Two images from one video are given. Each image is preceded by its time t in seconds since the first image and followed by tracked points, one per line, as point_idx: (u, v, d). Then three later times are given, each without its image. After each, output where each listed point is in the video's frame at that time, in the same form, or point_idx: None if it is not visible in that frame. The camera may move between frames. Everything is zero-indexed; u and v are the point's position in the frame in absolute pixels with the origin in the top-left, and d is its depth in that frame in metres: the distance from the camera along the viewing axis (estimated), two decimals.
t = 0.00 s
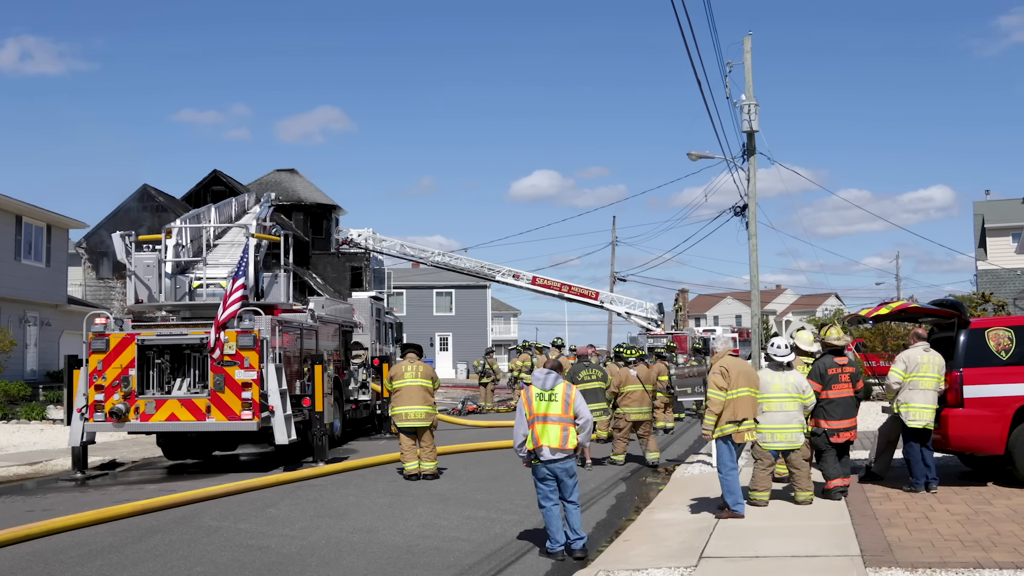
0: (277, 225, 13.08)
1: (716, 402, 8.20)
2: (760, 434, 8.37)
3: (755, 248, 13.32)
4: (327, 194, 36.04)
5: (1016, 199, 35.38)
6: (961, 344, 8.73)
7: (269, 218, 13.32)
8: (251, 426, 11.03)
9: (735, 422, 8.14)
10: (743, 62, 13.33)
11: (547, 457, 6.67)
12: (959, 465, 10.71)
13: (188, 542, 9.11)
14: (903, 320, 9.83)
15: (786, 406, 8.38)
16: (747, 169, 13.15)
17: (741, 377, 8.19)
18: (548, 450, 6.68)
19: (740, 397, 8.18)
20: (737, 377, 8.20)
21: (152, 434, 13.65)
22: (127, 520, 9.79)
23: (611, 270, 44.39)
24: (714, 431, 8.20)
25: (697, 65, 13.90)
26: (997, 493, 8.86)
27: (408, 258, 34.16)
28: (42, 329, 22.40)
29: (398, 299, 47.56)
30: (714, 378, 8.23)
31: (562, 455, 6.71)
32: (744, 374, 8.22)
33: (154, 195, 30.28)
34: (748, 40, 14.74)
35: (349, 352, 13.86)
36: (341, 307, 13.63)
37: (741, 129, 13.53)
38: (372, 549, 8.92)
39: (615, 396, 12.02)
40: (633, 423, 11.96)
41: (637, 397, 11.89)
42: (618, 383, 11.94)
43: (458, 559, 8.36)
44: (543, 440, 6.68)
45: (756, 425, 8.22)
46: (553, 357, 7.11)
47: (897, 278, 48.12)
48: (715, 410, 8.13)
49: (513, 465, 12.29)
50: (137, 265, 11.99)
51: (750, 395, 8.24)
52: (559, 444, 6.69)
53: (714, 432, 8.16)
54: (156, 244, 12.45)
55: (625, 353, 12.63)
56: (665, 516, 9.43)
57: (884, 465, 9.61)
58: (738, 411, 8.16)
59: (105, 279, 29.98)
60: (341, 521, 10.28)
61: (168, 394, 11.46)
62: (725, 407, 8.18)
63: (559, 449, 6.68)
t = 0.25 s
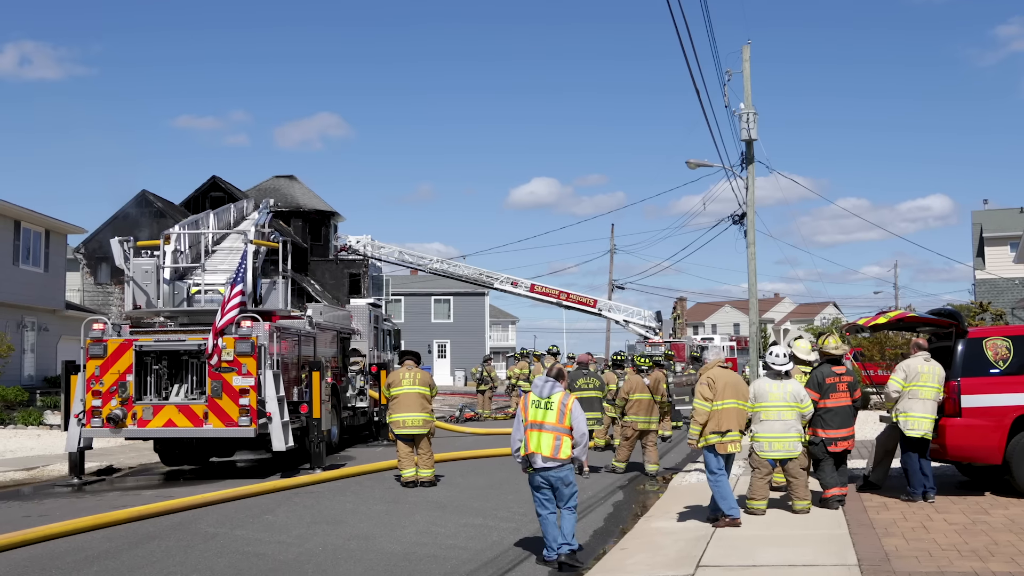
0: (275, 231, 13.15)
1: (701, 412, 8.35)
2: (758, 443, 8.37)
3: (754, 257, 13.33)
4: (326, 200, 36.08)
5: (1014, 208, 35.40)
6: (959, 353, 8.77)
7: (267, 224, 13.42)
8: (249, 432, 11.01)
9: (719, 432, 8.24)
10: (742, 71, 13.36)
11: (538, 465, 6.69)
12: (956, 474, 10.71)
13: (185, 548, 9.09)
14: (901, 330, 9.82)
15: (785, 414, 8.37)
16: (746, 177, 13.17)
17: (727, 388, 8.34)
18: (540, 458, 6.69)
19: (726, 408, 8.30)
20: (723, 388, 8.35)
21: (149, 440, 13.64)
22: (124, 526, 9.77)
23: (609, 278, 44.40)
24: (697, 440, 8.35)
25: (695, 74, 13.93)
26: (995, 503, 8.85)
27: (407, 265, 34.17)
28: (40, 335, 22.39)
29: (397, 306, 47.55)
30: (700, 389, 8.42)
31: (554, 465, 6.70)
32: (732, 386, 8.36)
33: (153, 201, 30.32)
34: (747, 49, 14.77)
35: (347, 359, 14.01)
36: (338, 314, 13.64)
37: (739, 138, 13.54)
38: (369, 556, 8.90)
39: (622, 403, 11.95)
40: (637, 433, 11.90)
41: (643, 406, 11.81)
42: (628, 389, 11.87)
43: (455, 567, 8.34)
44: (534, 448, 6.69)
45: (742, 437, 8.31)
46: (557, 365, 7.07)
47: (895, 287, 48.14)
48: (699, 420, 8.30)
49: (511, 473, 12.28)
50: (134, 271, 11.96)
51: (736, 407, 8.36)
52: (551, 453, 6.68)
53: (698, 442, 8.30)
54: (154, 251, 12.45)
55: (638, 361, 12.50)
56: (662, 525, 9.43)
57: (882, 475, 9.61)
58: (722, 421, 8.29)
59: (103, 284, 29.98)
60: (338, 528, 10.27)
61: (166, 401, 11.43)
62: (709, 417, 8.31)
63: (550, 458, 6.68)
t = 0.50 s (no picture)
0: (274, 235, 13.17)
1: (692, 415, 8.54)
2: (757, 446, 8.38)
3: (753, 260, 13.34)
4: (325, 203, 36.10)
5: (1013, 212, 35.43)
6: (958, 357, 8.76)
7: (267, 228, 13.44)
8: (247, 435, 11.01)
9: (709, 433, 8.45)
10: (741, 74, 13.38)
11: (535, 468, 6.69)
12: (955, 478, 10.71)
13: (184, 551, 9.09)
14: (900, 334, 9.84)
15: (784, 418, 8.37)
16: (745, 181, 13.18)
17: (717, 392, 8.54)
18: (537, 461, 6.70)
19: (716, 410, 8.51)
20: (713, 391, 8.57)
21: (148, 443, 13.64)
22: (123, 529, 9.77)
23: (609, 281, 44.40)
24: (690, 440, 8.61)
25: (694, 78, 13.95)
26: (994, 506, 8.86)
27: (406, 268, 34.17)
28: (40, 338, 22.40)
29: (396, 309, 47.56)
30: (692, 392, 8.59)
31: (552, 469, 6.69)
32: (721, 390, 8.58)
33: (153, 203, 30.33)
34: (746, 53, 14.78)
35: (347, 362, 13.98)
36: (338, 317, 13.65)
37: (739, 141, 13.55)
38: (369, 559, 8.90)
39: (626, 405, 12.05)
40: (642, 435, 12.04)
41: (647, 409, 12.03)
42: (631, 392, 11.96)
43: (454, 570, 8.34)
44: (532, 451, 6.71)
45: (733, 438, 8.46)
46: (561, 370, 7.08)
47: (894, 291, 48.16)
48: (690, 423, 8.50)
49: (510, 476, 12.29)
50: (134, 274, 12.03)
51: (727, 409, 8.55)
52: (549, 457, 6.68)
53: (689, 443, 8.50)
54: (154, 254, 12.49)
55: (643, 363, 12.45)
56: (661, 528, 9.43)
57: (881, 478, 9.62)
58: (712, 422, 8.50)
59: (102, 288, 29.98)
60: (336, 531, 10.26)
61: (165, 404, 11.42)
62: (700, 418, 8.56)
63: (548, 462, 6.68)
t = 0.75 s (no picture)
0: (273, 235, 13.16)
1: (680, 416, 8.57)
2: (756, 447, 8.38)
3: (751, 261, 13.35)
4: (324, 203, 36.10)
5: (1012, 213, 35.46)
6: (957, 358, 8.75)
7: (266, 228, 13.44)
8: (246, 436, 11.00)
9: (697, 433, 8.40)
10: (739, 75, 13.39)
11: (535, 470, 6.70)
12: (954, 479, 10.72)
13: (183, 552, 9.09)
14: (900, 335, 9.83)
15: (783, 419, 8.38)
16: (744, 182, 13.19)
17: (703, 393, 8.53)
18: (538, 463, 6.70)
19: (704, 411, 8.47)
20: (701, 392, 8.57)
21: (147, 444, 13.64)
22: (121, 529, 9.76)
23: (608, 282, 44.42)
24: (681, 443, 8.58)
25: (693, 79, 13.96)
26: (993, 507, 8.86)
27: (404, 268, 34.18)
28: (38, 338, 22.40)
29: (394, 310, 47.56)
30: (679, 393, 8.62)
31: (551, 471, 6.69)
32: (709, 391, 8.56)
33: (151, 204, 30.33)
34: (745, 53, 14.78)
35: (345, 363, 13.99)
36: (336, 318, 13.65)
37: (737, 142, 13.56)
38: (367, 560, 8.89)
39: (627, 406, 12.03)
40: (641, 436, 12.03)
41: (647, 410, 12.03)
42: (632, 393, 11.96)
43: (453, 571, 8.34)
44: (532, 452, 6.72)
45: (723, 439, 8.36)
46: (564, 370, 7.06)
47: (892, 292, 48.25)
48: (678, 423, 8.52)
49: (509, 477, 12.29)
50: (132, 274, 11.97)
51: (716, 410, 8.50)
52: (548, 459, 6.68)
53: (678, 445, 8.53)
54: (152, 254, 12.50)
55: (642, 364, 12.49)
56: (660, 529, 9.43)
57: (879, 479, 9.62)
58: (700, 423, 8.46)
59: (101, 288, 29.98)
60: (335, 531, 10.25)
61: (163, 404, 11.41)
62: (689, 419, 8.54)
63: (547, 464, 6.68)
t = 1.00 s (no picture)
0: (272, 234, 13.12)
1: (667, 418, 8.72)
2: (755, 448, 8.38)
3: (750, 261, 13.35)
4: (323, 203, 36.09)
5: (1011, 213, 35.48)
6: (955, 358, 8.75)
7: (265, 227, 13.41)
8: (244, 436, 11.00)
9: (683, 436, 8.56)
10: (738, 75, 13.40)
11: (532, 470, 6.71)
12: (952, 479, 10.72)
13: (181, 551, 9.08)
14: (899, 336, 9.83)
15: (781, 419, 8.38)
16: (743, 182, 13.20)
17: (690, 396, 8.68)
18: (534, 463, 6.70)
19: (691, 413, 8.63)
20: (688, 396, 8.70)
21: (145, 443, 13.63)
22: (119, 528, 9.75)
23: (606, 282, 44.42)
24: (669, 444, 8.74)
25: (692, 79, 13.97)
26: (991, 508, 8.86)
27: (403, 268, 34.17)
28: (37, 337, 22.38)
29: (393, 309, 47.55)
30: (667, 396, 8.77)
31: (547, 471, 6.69)
32: (696, 394, 8.70)
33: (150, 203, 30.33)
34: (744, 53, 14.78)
35: (344, 362, 13.99)
36: (335, 317, 13.64)
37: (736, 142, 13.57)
38: (365, 560, 8.89)
39: (627, 408, 12.03)
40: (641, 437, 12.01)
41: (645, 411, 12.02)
42: (632, 396, 11.96)
43: (452, 570, 8.34)
44: (529, 453, 6.72)
45: (710, 441, 8.51)
46: (566, 369, 7.03)
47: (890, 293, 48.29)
48: (665, 425, 8.68)
49: (507, 477, 12.28)
50: (131, 274, 11.99)
51: (702, 412, 8.64)
52: (545, 460, 6.68)
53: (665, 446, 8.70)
54: (151, 253, 12.51)
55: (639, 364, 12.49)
56: (658, 529, 9.43)
57: (878, 479, 9.63)
58: (687, 425, 8.61)
59: (99, 287, 29.97)
60: (333, 531, 10.25)
61: (162, 404, 11.41)
62: (676, 422, 8.68)
63: (543, 464, 6.67)
